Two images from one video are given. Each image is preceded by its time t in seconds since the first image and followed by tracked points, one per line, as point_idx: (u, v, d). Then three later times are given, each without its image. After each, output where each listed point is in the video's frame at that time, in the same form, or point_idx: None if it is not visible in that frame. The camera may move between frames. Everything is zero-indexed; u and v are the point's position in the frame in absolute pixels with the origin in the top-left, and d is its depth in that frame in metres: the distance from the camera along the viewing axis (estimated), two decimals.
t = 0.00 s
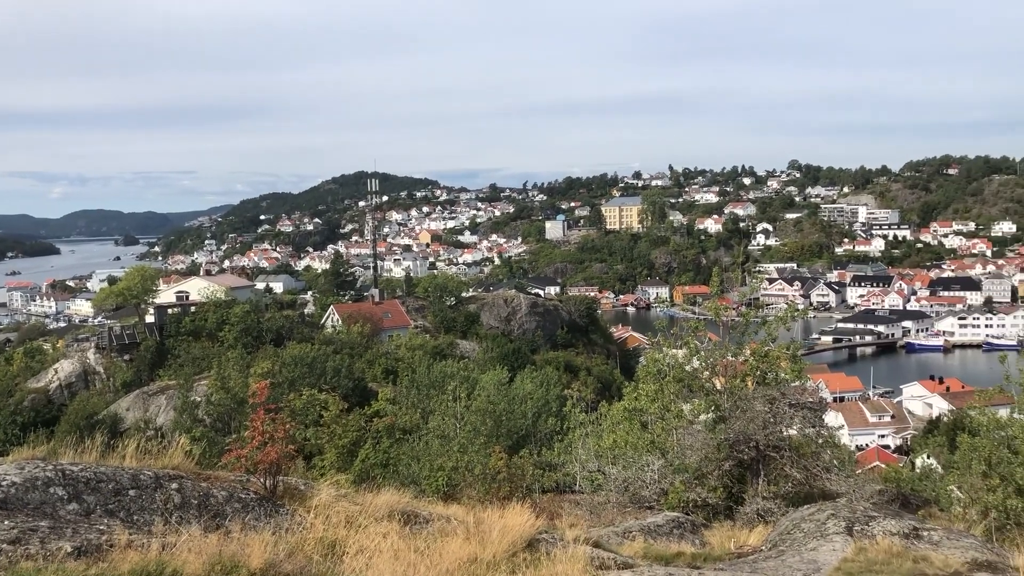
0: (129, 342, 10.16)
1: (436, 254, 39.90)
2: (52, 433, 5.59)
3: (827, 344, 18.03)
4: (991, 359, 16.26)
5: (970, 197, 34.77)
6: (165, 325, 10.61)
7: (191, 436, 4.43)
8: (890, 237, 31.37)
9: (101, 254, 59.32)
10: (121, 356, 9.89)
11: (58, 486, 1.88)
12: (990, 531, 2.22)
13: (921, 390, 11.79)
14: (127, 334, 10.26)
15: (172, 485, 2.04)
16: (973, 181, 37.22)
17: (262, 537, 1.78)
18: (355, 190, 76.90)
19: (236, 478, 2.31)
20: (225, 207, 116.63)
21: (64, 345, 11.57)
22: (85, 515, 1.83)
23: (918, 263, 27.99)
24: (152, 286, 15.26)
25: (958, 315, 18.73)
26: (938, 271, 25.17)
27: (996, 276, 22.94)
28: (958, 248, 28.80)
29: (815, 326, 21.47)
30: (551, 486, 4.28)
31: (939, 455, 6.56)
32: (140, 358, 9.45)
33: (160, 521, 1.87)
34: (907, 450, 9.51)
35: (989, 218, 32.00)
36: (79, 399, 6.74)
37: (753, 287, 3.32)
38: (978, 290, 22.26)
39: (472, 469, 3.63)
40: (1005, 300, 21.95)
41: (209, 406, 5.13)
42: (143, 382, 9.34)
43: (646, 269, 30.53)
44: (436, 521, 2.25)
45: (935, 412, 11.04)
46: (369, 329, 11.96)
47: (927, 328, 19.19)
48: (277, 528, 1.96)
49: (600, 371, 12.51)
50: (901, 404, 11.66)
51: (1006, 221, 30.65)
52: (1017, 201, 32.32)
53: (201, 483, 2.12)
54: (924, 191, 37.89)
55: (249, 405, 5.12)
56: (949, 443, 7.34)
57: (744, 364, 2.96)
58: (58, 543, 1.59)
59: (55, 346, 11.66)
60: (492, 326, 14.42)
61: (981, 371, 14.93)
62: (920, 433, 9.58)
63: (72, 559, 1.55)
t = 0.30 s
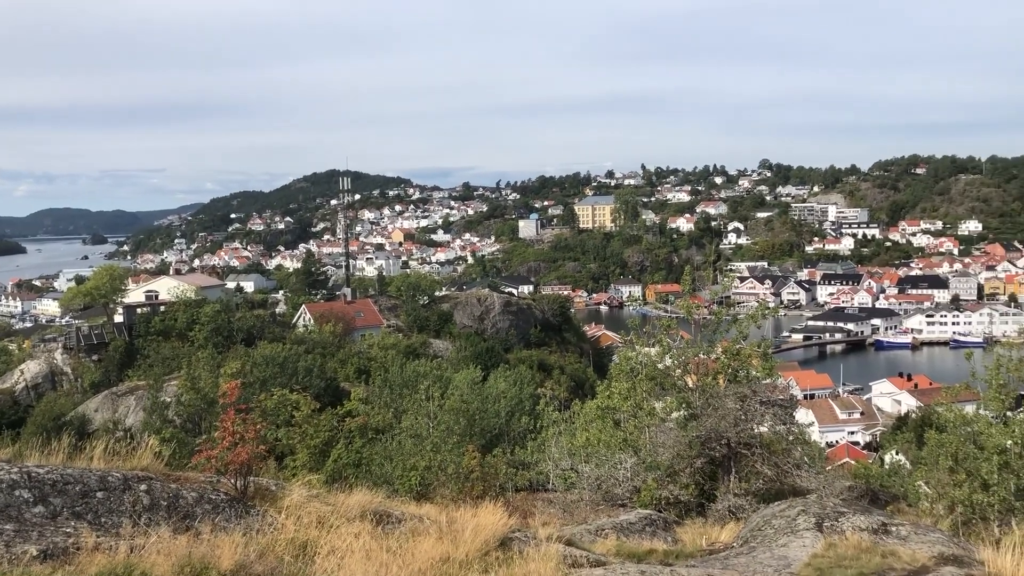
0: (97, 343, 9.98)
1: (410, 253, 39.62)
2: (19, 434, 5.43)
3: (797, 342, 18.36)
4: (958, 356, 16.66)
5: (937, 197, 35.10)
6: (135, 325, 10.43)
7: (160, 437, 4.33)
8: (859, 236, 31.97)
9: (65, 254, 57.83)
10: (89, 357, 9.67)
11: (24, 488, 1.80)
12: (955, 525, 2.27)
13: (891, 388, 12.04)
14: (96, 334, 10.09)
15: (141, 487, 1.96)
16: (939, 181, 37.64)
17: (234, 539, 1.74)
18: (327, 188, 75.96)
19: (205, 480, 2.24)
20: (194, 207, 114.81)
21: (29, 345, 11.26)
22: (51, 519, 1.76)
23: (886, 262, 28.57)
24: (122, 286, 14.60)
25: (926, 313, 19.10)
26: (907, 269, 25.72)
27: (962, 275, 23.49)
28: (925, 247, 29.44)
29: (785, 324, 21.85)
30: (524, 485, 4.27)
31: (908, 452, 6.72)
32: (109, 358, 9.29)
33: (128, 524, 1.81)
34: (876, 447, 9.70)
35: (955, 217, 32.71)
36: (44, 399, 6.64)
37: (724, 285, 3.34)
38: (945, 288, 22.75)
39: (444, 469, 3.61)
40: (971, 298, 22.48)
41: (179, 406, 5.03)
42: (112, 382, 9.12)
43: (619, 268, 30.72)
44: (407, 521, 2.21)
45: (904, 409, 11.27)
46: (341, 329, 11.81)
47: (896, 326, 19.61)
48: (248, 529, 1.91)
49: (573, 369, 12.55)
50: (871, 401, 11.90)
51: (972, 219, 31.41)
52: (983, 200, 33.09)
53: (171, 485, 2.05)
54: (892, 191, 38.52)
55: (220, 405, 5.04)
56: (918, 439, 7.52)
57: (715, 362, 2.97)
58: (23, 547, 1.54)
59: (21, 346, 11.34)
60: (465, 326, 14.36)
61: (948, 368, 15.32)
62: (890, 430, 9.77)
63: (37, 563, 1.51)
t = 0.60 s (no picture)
0: (62, 342, 9.68)
1: (380, 251, 39.29)
2: None
3: (765, 338, 18.71)
4: (922, 351, 17.08)
5: (902, 194, 35.70)
6: (101, 324, 10.14)
7: (126, 437, 4.21)
8: (825, 233, 32.59)
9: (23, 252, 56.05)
10: (53, 356, 9.41)
11: None
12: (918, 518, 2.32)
13: (857, 382, 12.29)
14: (60, 333, 9.78)
15: (105, 488, 1.88)
16: (904, 177, 37.84)
17: (200, 539, 1.70)
18: (296, 185, 74.93)
19: (172, 479, 2.16)
20: (159, 204, 112.51)
21: None
22: (12, 521, 1.70)
23: (851, 259, 29.19)
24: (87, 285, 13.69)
25: (891, 309, 19.51)
26: (872, 266, 26.31)
27: (925, 271, 24.06)
28: (890, 244, 30.12)
29: (753, 320, 22.25)
30: (495, 482, 4.25)
31: (873, 445, 6.89)
32: (74, 358, 8.98)
33: (93, 526, 1.74)
34: (843, 442, 9.93)
35: (919, 215, 33.50)
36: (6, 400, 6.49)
37: (693, 282, 3.36)
38: (910, 284, 23.19)
39: (415, 467, 3.57)
40: (934, 294, 23.03)
41: (146, 406, 4.92)
42: (77, 382, 8.85)
43: (589, 266, 30.95)
44: (376, 520, 2.17)
45: (870, 404, 11.51)
46: (310, 327, 11.64)
47: (862, 322, 20.02)
48: (215, 530, 1.85)
49: (544, 366, 12.59)
50: (838, 396, 12.08)
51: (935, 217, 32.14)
52: (946, 198, 33.87)
53: (137, 485, 1.97)
54: (858, 188, 38.84)
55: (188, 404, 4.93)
56: (881, 434, 7.72)
57: (684, 358, 3.00)
58: None
59: None
60: (436, 324, 14.34)
61: (913, 363, 15.70)
62: (855, 425, 10.02)
63: None
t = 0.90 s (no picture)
0: (24, 342, 9.38)
1: (349, 249, 38.84)
2: None
3: (734, 334, 19.02)
4: (887, 347, 17.46)
5: (867, 191, 36.38)
6: (65, 323, 9.84)
7: (89, 438, 4.09)
8: (792, 231, 33.19)
9: None
10: (15, 356, 9.12)
11: None
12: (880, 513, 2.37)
13: (824, 378, 12.55)
14: (22, 334, 9.48)
15: (68, 489, 1.81)
16: (870, 176, 38.45)
17: (164, 541, 1.67)
18: (264, 183, 73.70)
19: (136, 480, 2.09)
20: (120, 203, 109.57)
21: None
22: None
23: (818, 256, 29.74)
24: (51, 284, 13.12)
25: (857, 306, 19.83)
26: (839, 263, 26.86)
27: (890, 268, 24.60)
28: (856, 241, 30.76)
29: (722, 317, 22.58)
30: (465, 480, 4.22)
31: (840, 440, 7.05)
32: (37, 357, 8.69)
33: (56, 529, 1.68)
34: (811, 437, 10.16)
35: (883, 213, 34.27)
36: None
37: (662, 279, 3.38)
38: (875, 281, 23.71)
39: (386, 466, 3.53)
40: (899, 291, 23.54)
41: (112, 406, 4.79)
42: (40, 383, 8.55)
43: (559, 263, 31.07)
44: (345, 519, 2.12)
45: (838, 399, 11.78)
46: (279, 326, 11.42)
47: (829, 318, 20.36)
48: (182, 530, 1.80)
49: (515, 364, 12.59)
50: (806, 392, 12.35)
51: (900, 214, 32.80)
52: (911, 195, 34.42)
53: (102, 486, 1.89)
54: (825, 186, 39.38)
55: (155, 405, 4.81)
56: (848, 429, 7.90)
57: (653, 355, 3.02)
58: None
59: None
60: (406, 322, 14.24)
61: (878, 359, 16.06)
62: (822, 420, 10.24)
63: None
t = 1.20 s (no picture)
0: None
1: (322, 249, 38.41)
2: None
3: (706, 333, 19.28)
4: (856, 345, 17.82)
5: (837, 191, 36.83)
6: (32, 324, 9.54)
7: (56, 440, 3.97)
8: (763, 230, 33.70)
9: None
10: None
11: None
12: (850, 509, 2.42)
13: (795, 376, 12.77)
14: None
15: (34, 493, 1.75)
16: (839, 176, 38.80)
17: (133, 544, 1.62)
18: (234, 182, 72.51)
19: (106, 483, 2.02)
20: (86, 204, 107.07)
21: None
22: None
23: (788, 255, 30.22)
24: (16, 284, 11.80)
25: (828, 304, 20.10)
26: (809, 262, 27.34)
27: (860, 267, 25.05)
28: (826, 240, 31.30)
29: (694, 316, 22.84)
30: (439, 480, 4.19)
31: (810, 438, 7.18)
32: (4, 359, 8.38)
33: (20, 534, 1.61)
34: (782, 434, 10.33)
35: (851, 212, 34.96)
36: None
37: (635, 279, 3.39)
38: (845, 280, 24.14)
39: (359, 466, 3.49)
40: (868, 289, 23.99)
41: (79, 408, 4.66)
42: (7, 385, 8.25)
43: (533, 263, 31.16)
44: (318, 520, 2.08)
45: (809, 397, 12.02)
46: (250, 327, 11.21)
47: (800, 317, 20.64)
48: (151, 533, 1.74)
49: (489, 363, 12.57)
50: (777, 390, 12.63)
51: (870, 214, 33.36)
52: (880, 195, 34.77)
53: (69, 489, 1.83)
54: (795, 186, 39.99)
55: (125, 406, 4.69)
56: (819, 427, 8.06)
57: (626, 354, 3.02)
58: None
59: None
60: (379, 321, 14.13)
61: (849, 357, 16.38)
62: (792, 418, 10.40)
63: None
